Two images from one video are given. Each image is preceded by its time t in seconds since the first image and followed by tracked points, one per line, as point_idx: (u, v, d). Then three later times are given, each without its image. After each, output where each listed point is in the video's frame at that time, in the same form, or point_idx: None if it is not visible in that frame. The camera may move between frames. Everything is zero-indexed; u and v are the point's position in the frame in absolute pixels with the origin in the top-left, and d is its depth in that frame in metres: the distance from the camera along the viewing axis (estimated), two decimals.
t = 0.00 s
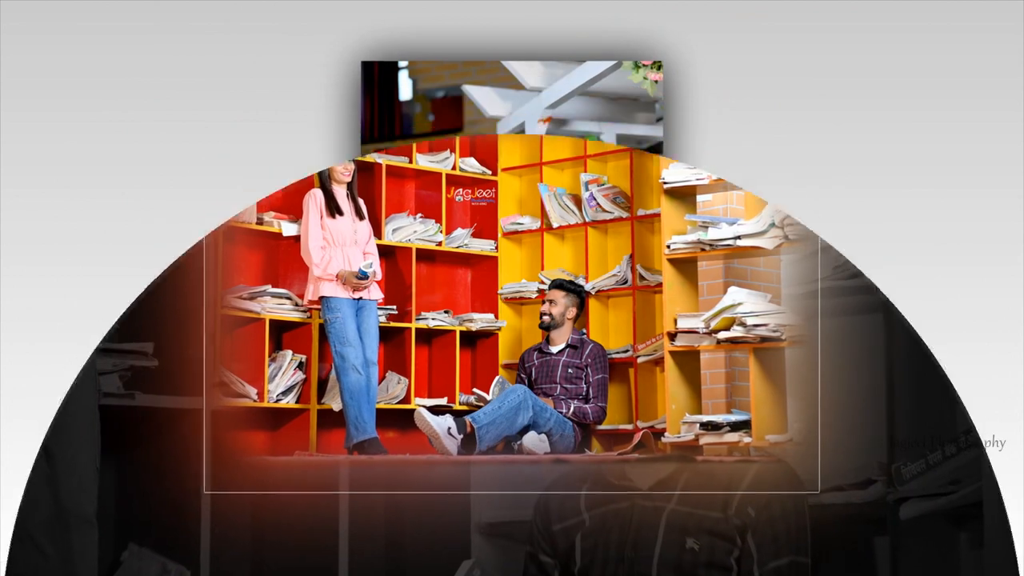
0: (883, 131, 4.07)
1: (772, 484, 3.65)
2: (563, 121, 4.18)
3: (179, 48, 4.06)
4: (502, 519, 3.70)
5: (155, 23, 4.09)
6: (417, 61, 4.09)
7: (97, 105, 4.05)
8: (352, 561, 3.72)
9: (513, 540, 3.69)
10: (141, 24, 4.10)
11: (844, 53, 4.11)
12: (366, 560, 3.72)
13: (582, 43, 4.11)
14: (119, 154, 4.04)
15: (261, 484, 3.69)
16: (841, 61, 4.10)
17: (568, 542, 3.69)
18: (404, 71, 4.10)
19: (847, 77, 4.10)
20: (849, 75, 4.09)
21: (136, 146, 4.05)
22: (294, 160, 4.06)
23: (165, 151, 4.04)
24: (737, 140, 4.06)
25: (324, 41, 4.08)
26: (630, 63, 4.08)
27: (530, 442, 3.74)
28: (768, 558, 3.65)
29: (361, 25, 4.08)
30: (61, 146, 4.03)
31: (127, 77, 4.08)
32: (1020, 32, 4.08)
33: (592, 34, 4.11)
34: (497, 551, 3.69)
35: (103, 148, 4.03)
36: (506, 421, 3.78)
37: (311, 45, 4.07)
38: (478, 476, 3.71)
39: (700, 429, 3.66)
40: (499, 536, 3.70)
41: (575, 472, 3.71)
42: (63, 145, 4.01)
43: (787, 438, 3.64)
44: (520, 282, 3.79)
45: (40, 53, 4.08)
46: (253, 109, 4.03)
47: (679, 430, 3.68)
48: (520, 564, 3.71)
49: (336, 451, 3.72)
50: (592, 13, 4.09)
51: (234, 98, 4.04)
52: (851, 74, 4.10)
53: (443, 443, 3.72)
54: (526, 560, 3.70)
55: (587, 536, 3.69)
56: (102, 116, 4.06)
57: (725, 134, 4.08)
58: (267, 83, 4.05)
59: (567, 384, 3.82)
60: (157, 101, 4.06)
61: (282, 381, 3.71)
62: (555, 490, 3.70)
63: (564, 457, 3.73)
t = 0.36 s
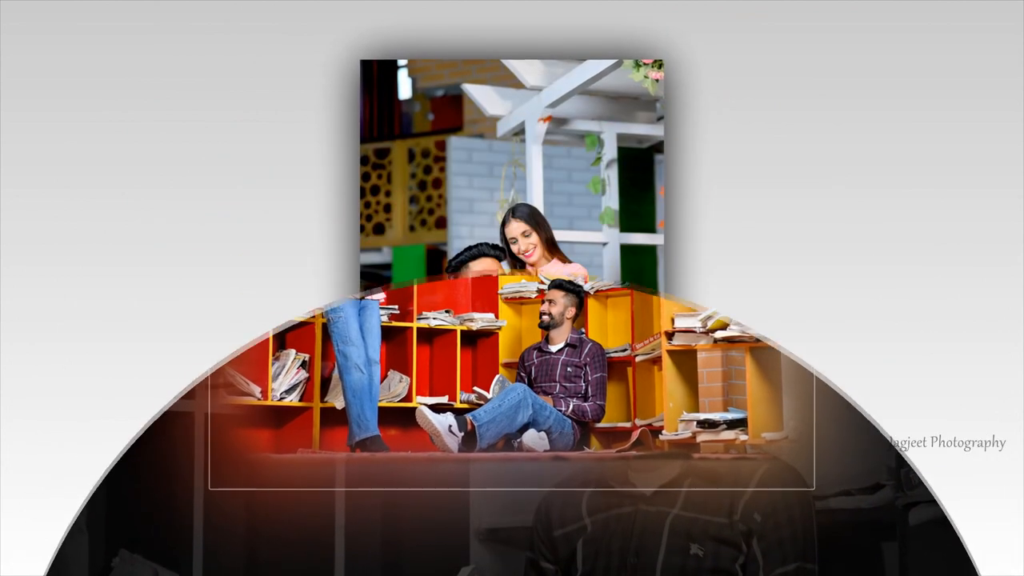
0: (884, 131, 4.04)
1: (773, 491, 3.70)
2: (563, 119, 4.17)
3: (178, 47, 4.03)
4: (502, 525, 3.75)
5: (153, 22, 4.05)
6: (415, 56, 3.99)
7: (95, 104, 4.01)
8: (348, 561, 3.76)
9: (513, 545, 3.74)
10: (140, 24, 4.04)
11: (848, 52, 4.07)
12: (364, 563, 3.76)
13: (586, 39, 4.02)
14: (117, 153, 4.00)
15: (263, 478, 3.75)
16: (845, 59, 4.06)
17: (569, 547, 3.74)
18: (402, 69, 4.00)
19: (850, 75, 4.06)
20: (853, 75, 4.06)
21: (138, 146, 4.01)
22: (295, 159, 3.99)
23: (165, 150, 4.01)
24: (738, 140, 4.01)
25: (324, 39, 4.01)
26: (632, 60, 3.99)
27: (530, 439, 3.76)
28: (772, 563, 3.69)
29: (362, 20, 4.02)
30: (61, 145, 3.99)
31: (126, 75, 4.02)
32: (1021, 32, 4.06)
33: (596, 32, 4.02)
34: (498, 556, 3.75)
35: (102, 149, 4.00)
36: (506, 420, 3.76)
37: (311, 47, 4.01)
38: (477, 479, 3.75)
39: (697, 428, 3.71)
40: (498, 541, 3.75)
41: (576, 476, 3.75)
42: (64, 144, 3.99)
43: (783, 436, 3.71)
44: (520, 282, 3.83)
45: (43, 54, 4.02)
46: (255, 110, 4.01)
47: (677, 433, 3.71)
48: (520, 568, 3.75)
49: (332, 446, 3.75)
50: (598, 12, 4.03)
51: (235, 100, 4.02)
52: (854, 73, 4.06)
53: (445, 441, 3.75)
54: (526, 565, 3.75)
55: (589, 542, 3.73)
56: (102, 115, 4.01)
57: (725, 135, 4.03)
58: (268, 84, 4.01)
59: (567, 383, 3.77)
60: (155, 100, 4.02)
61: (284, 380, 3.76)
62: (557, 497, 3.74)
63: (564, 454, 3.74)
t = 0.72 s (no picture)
0: (884, 131, 4.03)
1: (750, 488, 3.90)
2: (563, 118, 4.06)
3: (179, 47, 4.04)
4: (503, 530, 3.83)
5: (153, 22, 4.05)
6: (413, 56, 3.99)
7: (94, 104, 4.02)
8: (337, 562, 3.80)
9: (513, 551, 3.80)
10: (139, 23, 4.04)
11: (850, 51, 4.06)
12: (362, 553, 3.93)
13: (587, 40, 4.03)
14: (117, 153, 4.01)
15: (261, 477, 3.92)
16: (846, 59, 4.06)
17: (570, 552, 3.81)
18: (402, 68, 3.99)
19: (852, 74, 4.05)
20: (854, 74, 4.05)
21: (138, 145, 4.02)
22: (295, 159, 4.02)
23: (164, 150, 4.02)
24: (738, 140, 4.03)
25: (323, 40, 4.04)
26: (632, 59, 3.99)
27: (529, 438, 3.89)
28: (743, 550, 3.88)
29: (362, 19, 4.04)
30: (62, 145, 4.00)
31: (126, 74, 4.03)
32: (1021, 32, 4.06)
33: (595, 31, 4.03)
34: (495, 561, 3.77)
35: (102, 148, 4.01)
36: (506, 418, 3.90)
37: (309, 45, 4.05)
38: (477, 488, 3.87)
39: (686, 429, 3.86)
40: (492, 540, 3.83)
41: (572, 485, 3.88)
42: (64, 144, 4.00)
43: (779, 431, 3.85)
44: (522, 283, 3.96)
45: (43, 54, 4.02)
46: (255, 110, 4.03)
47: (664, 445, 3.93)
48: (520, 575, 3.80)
49: (333, 445, 3.94)
50: (597, 11, 4.03)
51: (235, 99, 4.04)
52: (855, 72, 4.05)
53: (445, 438, 3.90)
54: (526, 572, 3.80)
55: (591, 547, 3.80)
56: (102, 114, 4.02)
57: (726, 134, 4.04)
58: (268, 84, 4.04)
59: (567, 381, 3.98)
60: (156, 99, 4.03)
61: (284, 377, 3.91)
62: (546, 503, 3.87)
63: (564, 451, 3.89)
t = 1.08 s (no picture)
0: (884, 131, 4.01)
1: (743, 491, 3.94)
2: (563, 116, 4.03)
3: (178, 47, 4.03)
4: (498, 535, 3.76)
5: (153, 22, 4.04)
6: (413, 55, 3.96)
7: (94, 104, 4.00)
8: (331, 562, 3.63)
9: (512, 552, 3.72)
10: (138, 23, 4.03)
11: (850, 51, 4.04)
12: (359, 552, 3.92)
13: (587, 40, 4.01)
14: (116, 153, 3.99)
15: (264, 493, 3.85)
16: (846, 59, 4.04)
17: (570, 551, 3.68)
18: (402, 67, 3.97)
19: (851, 74, 4.04)
20: (854, 74, 4.03)
21: (137, 145, 4.00)
22: (295, 159, 4.01)
23: (164, 150, 4.00)
24: (738, 139, 4.02)
25: (323, 40, 4.04)
26: (632, 58, 3.97)
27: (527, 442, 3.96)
28: (737, 553, 3.92)
29: (362, 19, 4.04)
30: (61, 145, 3.99)
31: (124, 74, 4.01)
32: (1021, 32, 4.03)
33: (595, 31, 4.01)
34: (491, 568, 3.41)
35: (101, 148, 3.99)
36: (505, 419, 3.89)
37: (309, 44, 4.04)
38: (479, 492, 3.82)
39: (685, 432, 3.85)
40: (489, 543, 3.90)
41: (569, 486, 3.85)
42: (64, 144, 3.99)
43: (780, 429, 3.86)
44: (523, 284, 3.93)
45: (43, 54, 4.01)
46: (255, 110, 4.02)
47: (663, 447, 3.93)
48: None
49: (334, 445, 3.95)
50: (598, 10, 4.02)
51: (236, 99, 4.03)
52: (855, 72, 4.03)
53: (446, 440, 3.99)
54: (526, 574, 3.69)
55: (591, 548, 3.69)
56: (99, 114, 4.00)
57: (727, 134, 4.03)
58: (269, 84, 4.03)
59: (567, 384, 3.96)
60: (155, 99, 4.01)
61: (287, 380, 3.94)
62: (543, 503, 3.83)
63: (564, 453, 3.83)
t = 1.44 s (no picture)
0: (884, 131, 4.00)
1: (743, 491, 3.93)
2: (563, 116, 4.07)
3: (178, 48, 4.03)
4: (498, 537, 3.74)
5: (153, 22, 4.03)
6: (412, 53, 4.01)
7: (94, 103, 4.00)
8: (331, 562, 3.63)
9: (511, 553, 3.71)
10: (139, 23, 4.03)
11: (851, 51, 4.04)
12: (359, 552, 3.92)
13: (587, 40, 4.00)
14: (116, 153, 3.99)
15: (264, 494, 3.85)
16: (846, 59, 4.04)
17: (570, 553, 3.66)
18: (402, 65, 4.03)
19: (851, 74, 4.03)
20: (854, 74, 4.03)
21: (137, 145, 3.99)
22: (295, 159, 4.00)
23: (164, 150, 4.00)
24: (738, 139, 4.01)
25: (323, 41, 4.04)
26: (633, 56, 4.00)
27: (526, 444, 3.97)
28: (738, 553, 3.91)
29: (362, 19, 4.03)
30: (61, 145, 3.98)
31: (125, 74, 4.01)
32: (1021, 32, 4.03)
33: (595, 31, 4.01)
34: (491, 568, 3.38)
35: (101, 148, 3.99)
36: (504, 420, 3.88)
37: (309, 44, 4.04)
38: (479, 494, 3.80)
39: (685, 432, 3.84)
40: (489, 543, 3.90)
41: (569, 487, 3.83)
42: (64, 144, 3.98)
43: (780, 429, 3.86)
44: (522, 283, 3.93)
45: (43, 54, 4.00)
46: (255, 109, 4.02)
47: (663, 447, 3.94)
48: None
49: (334, 445, 3.95)
50: (598, 10, 4.01)
51: (236, 98, 4.02)
52: (855, 72, 4.03)
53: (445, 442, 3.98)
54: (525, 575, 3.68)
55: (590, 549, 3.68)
56: (100, 114, 3.99)
57: (727, 134, 4.02)
58: (269, 84, 4.03)
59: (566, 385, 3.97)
60: (155, 99, 4.01)
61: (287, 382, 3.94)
62: (543, 504, 3.82)
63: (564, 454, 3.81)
